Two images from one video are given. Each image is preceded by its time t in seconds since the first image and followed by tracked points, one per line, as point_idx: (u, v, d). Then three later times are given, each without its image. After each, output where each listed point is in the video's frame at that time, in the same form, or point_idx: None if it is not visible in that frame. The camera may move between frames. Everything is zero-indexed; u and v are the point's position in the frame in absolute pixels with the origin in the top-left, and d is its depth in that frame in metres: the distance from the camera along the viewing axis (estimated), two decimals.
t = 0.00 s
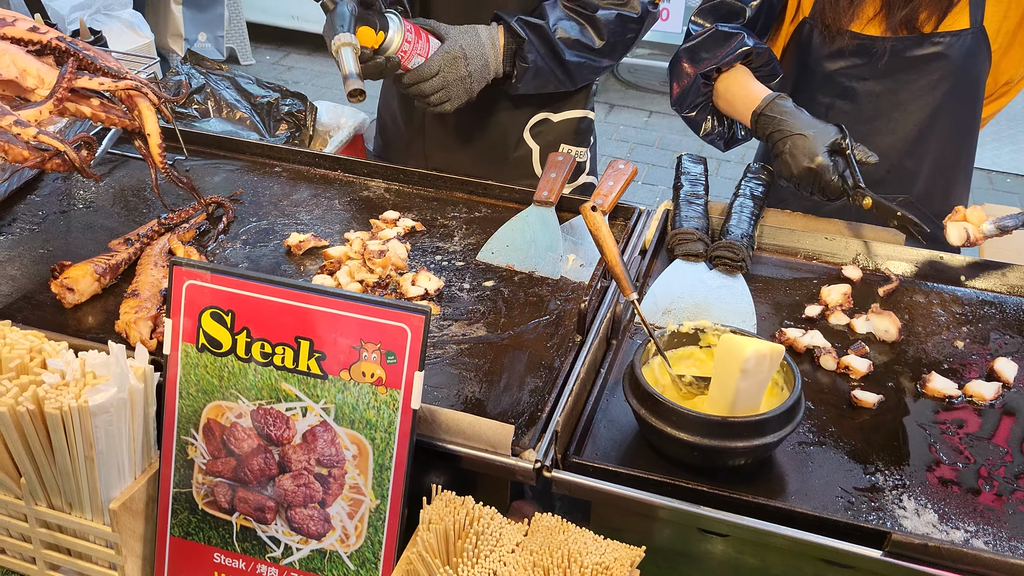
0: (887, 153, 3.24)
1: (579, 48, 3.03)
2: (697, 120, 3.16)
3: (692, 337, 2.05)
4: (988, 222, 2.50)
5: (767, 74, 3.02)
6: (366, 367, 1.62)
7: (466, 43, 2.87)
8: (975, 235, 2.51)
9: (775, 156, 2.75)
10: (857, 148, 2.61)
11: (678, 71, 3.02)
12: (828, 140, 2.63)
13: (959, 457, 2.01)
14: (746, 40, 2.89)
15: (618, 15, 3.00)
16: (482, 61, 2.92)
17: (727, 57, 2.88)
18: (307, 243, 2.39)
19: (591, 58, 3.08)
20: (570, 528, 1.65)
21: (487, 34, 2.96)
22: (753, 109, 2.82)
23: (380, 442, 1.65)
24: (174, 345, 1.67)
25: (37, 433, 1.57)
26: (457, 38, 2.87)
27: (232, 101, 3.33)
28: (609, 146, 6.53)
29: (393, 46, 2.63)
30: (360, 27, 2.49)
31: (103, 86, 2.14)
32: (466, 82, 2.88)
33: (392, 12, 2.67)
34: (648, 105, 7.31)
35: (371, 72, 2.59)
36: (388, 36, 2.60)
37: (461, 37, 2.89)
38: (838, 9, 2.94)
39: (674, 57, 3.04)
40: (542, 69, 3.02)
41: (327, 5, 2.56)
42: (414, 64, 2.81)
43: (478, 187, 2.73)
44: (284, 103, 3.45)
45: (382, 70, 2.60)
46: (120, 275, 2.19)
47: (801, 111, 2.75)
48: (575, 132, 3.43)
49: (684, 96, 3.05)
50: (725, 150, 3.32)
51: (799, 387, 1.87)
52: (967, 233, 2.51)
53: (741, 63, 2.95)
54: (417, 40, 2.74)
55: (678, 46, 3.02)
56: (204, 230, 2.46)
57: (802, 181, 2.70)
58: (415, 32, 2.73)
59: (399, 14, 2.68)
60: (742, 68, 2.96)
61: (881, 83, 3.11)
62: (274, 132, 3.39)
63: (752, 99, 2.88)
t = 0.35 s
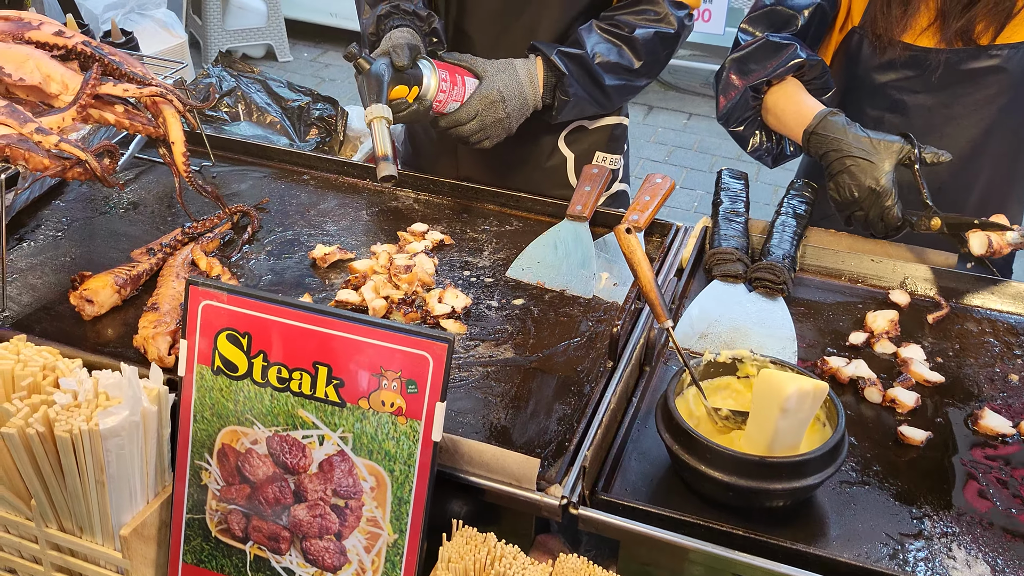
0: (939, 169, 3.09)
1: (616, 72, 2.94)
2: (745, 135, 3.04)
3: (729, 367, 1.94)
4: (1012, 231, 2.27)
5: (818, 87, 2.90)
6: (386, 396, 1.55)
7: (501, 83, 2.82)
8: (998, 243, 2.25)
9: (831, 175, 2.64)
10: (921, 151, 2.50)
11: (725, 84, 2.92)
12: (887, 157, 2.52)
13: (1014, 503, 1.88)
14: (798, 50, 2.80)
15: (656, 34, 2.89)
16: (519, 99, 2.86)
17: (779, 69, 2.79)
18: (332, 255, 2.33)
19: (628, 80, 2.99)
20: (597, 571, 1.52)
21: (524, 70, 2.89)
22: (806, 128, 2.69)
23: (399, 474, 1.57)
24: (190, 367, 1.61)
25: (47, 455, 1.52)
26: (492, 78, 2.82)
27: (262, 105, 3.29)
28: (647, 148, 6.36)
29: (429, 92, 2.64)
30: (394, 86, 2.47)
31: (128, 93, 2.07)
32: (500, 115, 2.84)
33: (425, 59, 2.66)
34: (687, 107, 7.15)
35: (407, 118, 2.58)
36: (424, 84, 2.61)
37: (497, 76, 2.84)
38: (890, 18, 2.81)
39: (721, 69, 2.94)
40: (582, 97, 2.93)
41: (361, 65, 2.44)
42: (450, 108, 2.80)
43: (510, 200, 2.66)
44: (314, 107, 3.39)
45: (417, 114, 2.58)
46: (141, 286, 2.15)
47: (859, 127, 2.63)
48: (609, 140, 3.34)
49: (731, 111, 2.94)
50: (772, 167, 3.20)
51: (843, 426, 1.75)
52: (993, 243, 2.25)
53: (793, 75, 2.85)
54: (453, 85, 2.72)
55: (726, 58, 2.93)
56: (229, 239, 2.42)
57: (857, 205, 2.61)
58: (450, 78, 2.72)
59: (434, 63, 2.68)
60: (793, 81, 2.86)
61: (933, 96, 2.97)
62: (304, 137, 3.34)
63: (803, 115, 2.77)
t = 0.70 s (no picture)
0: (1001, 190, 2.86)
1: (658, 82, 2.77)
2: (800, 153, 2.83)
3: (768, 413, 1.77)
4: None
5: (881, 103, 2.71)
6: (387, 443, 1.41)
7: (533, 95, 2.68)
8: None
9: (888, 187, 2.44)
10: (987, 206, 2.27)
11: (780, 98, 2.72)
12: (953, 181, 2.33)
13: None
14: (862, 65, 2.60)
15: (700, 41, 2.70)
16: (553, 114, 2.73)
17: (841, 83, 2.60)
18: (346, 273, 2.20)
19: (671, 90, 2.82)
20: None
21: (559, 81, 2.75)
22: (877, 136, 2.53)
23: (401, 528, 1.43)
24: (178, 402, 1.49)
25: (23, 496, 1.40)
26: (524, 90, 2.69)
27: (284, 108, 3.17)
28: (687, 152, 6.10)
29: (458, 108, 2.54)
30: (422, 104, 2.38)
31: (132, 99, 1.98)
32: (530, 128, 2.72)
33: (454, 74, 2.56)
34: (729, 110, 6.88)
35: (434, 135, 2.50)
36: (452, 99, 2.51)
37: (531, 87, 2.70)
38: (953, 28, 2.59)
39: (774, 80, 2.75)
40: (621, 111, 2.76)
41: (387, 83, 2.32)
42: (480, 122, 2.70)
43: (538, 216, 2.50)
44: (338, 111, 3.26)
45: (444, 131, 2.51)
46: (142, 303, 2.05)
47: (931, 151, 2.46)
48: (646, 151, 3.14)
49: (785, 129, 2.74)
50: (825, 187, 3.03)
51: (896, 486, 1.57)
52: None
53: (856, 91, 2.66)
54: (483, 100, 2.61)
55: (779, 70, 2.74)
56: (239, 253, 2.30)
57: (908, 224, 2.37)
58: (481, 92, 2.61)
59: (463, 77, 2.57)
60: (856, 97, 2.68)
61: (997, 112, 2.74)
62: (327, 143, 3.22)
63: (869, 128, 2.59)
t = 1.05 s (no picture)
0: None
1: (702, 61, 2.69)
2: (818, 165, 2.72)
3: (771, 450, 1.68)
4: None
5: (908, 116, 2.59)
6: (364, 475, 1.36)
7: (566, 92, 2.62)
8: None
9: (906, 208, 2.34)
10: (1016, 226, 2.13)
11: (802, 107, 2.60)
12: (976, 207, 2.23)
13: None
14: (889, 75, 2.48)
15: (740, 21, 2.65)
16: (633, 97, 2.65)
17: (864, 95, 2.48)
18: (345, 284, 2.14)
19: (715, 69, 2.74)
20: None
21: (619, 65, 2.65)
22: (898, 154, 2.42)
23: (377, 563, 1.39)
24: (154, 425, 1.46)
25: None
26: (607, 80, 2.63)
27: (298, 108, 3.12)
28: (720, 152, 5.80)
29: (463, 108, 2.46)
30: (428, 103, 2.33)
31: (130, 102, 1.93)
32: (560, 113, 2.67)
33: (462, 75, 2.47)
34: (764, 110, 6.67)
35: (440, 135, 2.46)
36: (458, 99, 2.43)
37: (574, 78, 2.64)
38: (990, 40, 2.45)
39: (795, 89, 2.63)
40: (676, 86, 2.66)
41: (391, 81, 2.27)
42: (488, 125, 2.58)
43: (548, 227, 2.42)
44: (353, 112, 3.22)
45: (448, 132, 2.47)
46: (137, 311, 2.02)
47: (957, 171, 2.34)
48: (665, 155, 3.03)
49: (803, 139, 2.63)
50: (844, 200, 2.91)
51: (902, 535, 1.47)
52: None
53: (882, 103, 2.54)
54: (492, 102, 2.50)
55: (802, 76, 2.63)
56: (239, 259, 2.27)
57: (927, 246, 2.27)
58: (490, 93, 2.49)
59: (471, 77, 2.48)
60: (882, 109, 2.56)
61: None
62: (340, 144, 3.16)
63: (892, 145, 2.49)
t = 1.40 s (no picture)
0: None
1: (761, 86, 2.53)
2: (865, 166, 2.65)
3: (813, 469, 1.59)
4: None
5: (961, 116, 2.47)
6: (388, 484, 1.31)
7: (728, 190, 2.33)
8: None
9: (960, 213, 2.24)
10: None
11: (850, 103, 2.54)
12: None
13: None
14: (941, 72, 2.33)
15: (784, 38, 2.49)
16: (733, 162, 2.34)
17: (913, 92, 2.37)
18: (377, 282, 2.10)
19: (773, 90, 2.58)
20: None
21: (702, 120, 2.38)
22: (949, 156, 2.29)
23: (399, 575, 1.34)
24: (177, 424, 1.43)
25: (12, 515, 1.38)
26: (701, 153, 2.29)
27: (336, 100, 3.09)
28: (764, 151, 5.68)
29: (496, 103, 2.42)
30: (458, 97, 2.36)
31: (163, 92, 1.90)
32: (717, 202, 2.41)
33: (494, 69, 2.45)
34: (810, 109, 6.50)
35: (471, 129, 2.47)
36: (491, 94, 2.41)
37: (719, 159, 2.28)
38: None
39: (846, 87, 2.56)
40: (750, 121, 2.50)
41: (423, 75, 2.35)
42: (521, 120, 2.54)
43: (585, 227, 2.35)
44: (390, 106, 3.15)
45: (481, 128, 2.46)
46: (166, 304, 2.00)
47: (1009, 167, 2.22)
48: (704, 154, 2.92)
49: (851, 137, 2.58)
50: (895, 203, 2.81)
51: (953, 564, 1.37)
52: None
53: (934, 101, 2.41)
54: (524, 96, 2.46)
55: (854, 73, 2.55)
56: (271, 254, 2.24)
57: (981, 250, 2.18)
58: (522, 88, 2.46)
59: (504, 72, 2.45)
60: (934, 108, 2.43)
61: None
62: (376, 137, 3.11)
63: (944, 145, 2.35)
